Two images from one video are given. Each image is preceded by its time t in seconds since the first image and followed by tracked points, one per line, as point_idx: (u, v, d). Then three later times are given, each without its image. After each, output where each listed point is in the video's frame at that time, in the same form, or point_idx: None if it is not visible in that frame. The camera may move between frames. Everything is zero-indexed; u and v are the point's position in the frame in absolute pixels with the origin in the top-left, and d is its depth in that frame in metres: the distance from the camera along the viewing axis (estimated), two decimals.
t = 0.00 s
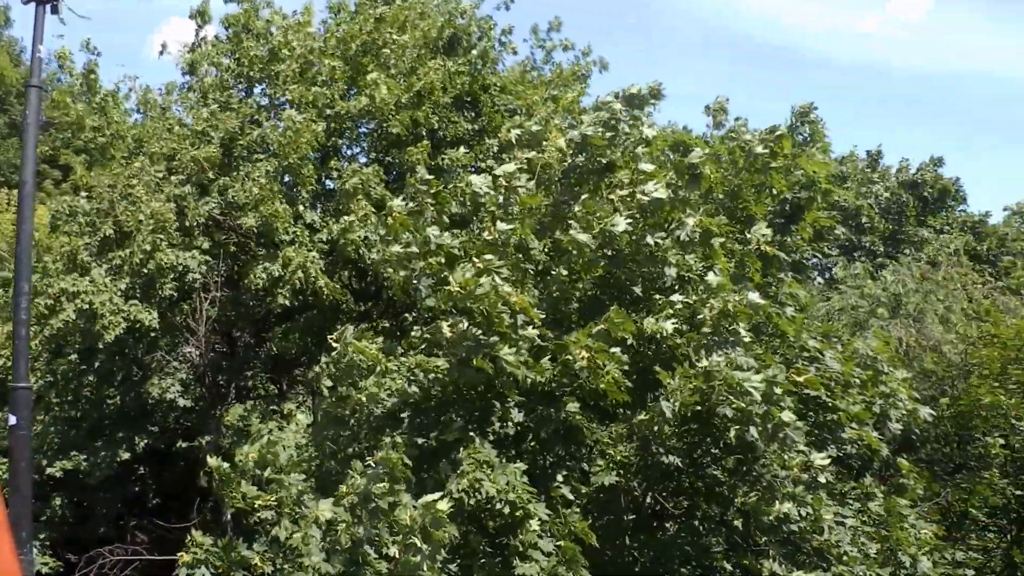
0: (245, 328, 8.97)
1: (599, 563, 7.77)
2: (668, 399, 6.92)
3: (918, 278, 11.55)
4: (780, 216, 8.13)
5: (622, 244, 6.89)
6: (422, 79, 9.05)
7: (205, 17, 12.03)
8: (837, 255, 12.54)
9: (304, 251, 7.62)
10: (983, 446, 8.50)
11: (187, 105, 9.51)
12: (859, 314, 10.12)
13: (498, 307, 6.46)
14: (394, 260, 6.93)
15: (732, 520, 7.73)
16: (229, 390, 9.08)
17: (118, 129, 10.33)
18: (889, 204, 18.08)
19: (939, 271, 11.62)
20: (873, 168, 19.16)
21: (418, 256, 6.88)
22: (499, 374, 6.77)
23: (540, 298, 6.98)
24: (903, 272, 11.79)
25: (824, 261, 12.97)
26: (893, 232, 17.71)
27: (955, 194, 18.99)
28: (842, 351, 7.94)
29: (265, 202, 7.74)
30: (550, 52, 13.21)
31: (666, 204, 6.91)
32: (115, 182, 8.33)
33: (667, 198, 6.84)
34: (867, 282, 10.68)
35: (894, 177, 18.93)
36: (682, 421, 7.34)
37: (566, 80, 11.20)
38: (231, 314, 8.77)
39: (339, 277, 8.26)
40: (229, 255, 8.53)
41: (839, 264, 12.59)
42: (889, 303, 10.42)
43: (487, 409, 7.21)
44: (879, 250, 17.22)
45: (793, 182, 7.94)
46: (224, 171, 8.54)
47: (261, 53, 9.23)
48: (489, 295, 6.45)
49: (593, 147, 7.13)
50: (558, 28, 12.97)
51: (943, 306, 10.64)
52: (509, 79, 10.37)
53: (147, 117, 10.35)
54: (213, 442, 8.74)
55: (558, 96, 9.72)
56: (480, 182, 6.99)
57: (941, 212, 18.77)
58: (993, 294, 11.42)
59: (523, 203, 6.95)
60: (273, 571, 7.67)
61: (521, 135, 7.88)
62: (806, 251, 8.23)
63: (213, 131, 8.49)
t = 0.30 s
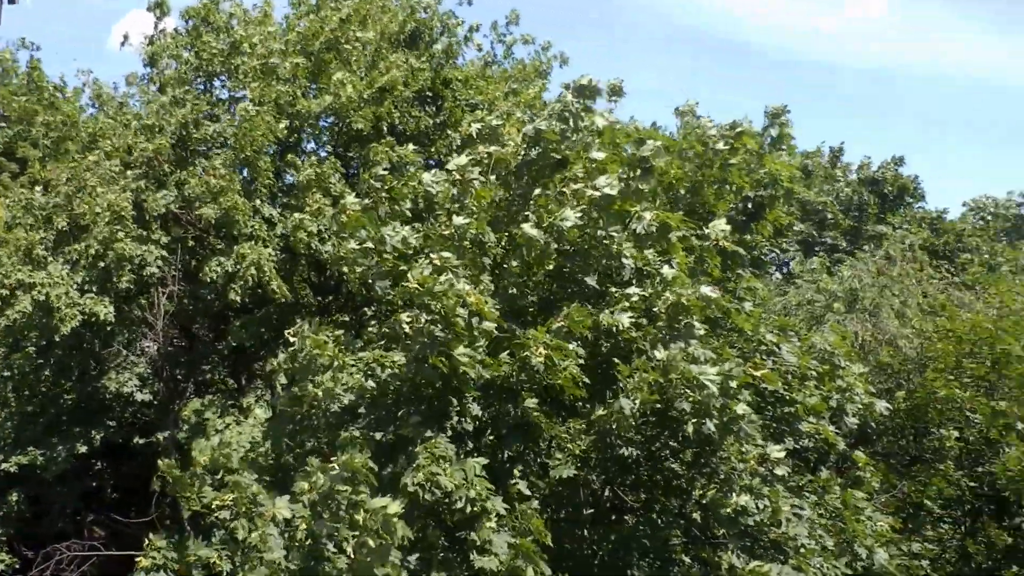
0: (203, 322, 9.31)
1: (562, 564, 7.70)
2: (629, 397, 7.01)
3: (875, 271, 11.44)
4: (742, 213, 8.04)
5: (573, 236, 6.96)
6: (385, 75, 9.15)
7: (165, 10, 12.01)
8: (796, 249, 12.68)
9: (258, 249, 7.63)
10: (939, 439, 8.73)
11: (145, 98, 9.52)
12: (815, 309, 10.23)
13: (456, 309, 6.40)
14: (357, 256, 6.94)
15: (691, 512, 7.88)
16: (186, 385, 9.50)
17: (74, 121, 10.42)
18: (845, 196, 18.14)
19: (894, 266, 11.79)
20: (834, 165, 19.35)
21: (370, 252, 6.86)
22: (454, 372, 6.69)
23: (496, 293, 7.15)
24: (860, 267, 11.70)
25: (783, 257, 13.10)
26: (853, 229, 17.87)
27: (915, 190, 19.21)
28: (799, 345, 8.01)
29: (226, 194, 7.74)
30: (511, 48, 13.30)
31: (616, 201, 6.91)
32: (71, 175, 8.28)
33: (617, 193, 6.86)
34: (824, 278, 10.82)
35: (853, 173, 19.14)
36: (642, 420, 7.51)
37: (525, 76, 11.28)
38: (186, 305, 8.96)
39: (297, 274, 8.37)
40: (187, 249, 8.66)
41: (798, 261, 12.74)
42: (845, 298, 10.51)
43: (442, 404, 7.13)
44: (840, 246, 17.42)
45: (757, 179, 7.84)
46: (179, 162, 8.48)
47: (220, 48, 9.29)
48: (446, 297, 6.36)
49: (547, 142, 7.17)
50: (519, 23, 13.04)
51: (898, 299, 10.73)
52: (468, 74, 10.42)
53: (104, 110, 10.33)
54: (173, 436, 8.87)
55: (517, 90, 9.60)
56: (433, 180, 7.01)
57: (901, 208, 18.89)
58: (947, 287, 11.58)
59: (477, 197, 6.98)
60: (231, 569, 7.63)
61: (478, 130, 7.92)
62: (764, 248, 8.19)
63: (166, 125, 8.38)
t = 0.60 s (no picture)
0: (162, 318, 9.43)
1: (521, 559, 7.81)
2: (585, 396, 7.03)
3: (832, 266, 11.10)
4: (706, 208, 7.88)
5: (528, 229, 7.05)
6: (348, 72, 9.29)
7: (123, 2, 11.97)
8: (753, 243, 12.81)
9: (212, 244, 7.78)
10: (895, 433, 8.59)
11: (103, 92, 9.54)
12: (772, 305, 10.34)
13: (409, 300, 6.56)
14: (316, 251, 7.11)
15: (650, 506, 7.95)
16: (145, 380, 9.57)
17: (27, 115, 10.46)
18: (804, 194, 18.72)
19: (847, 261, 11.95)
20: (795, 162, 19.55)
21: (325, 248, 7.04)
22: (411, 365, 6.85)
23: (452, 288, 7.23)
24: (815, 263, 11.48)
25: (743, 253, 13.23)
26: (812, 225, 18.52)
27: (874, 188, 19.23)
28: (757, 340, 8.04)
29: (182, 182, 7.81)
30: (471, 43, 13.35)
31: (571, 194, 7.13)
32: (26, 168, 8.22)
33: (571, 186, 7.08)
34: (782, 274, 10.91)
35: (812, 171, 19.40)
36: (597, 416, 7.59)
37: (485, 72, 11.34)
38: (145, 300, 9.09)
39: (255, 268, 8.51)
40: (146, 244, 8.68)
41: (756, 257, 12.89)
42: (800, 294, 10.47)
43: (400, 400, 7.25)
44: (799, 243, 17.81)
45: (723, 178, 7.68)
46: (136, 157, 8.60)
47: (179, 41, 9.36)
48: (400, 290, 6.46)
49: (498, 133, 7.32)
50: (479, 20, 13.12)
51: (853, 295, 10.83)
52: (430, 70, 10.48)
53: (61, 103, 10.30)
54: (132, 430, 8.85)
55: (473, 81, 9.43)
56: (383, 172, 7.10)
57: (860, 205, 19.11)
58: (900, 281, 11.73)
59: (434, 188, 7.13)
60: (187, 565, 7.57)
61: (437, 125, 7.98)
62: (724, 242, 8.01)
63: (126, 116, 8.54)
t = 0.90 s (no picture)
0: (120, 314, 9.43)
1: (486, 557, 7.85)
2: (537, 387, 7.12)
3: (787, 263, 11.30)
4: (666, 206, 7.92)
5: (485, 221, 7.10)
6: (307, 68, 9.45)
7: None
8: (711, 239, 12.88)
9: (170, 237, 7.94)
10: (858, 427, 8.92)
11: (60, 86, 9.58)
12: (728, 300, 10.43)
13: (363, 293, 6.74)
14: (277, 247, 7.24)
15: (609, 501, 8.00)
16: (104, 376, 9.64)
17: None
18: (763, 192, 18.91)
19: (802, 257, 12.07)
20: (756, 160, 19.77)
21: (284, 244, 7.18)
22: (365, 359, 7.02)
23: (410, 286, 7.22)
24: (772, 258, 11.75)
25: (701, 250, 13.27)
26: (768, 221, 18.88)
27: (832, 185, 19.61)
28: (716, 335, 8.07)
29: (133, 178, 8.08)
30: (428, 40, 13.36)
31: (528, 182, 7.22)
32: None
33: (530, 175, 7.21)
34: (739, 270, 10.97)
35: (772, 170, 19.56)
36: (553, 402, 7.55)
37: (443, 69, 11.37)
38: (103, 296, 9.08)
39: (213, 263, 8.61)
40: (103, 239, 8.77)
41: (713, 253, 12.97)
42: (756, 289, 10.52)
43: (357, 394, 7.36)
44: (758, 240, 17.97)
45: (684, 175, 7.74)
46: (94, 151, 8.69)
47: (136, 34, 9.51)
48: (354, 280, 6.65)
49: (451, 126, 7.40)
50: (440, 17, 13.23)
51: (809, 291, 10.83)
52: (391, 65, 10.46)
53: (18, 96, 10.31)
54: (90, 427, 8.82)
55: (431, 78, 9.54)
56: (335, 167, 7.20)
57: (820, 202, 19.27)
58: (854, 277, 11.87)
59: (387, 181, 7.33)
60: (146, 561, 7.52)
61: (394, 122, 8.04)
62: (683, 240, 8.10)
63: (83, 111, 8.61)
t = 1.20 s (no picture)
0: (79, 311, 9.47)
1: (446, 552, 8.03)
2: (494, 372, 7.15)
3: (745, 258, 11.35)
4: (624, 201, 7.90)
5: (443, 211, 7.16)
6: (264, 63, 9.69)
7: None
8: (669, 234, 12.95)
9: (126, 233, 8.12)
10: (819, 423, 9.04)
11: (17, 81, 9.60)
12: (687, 295, 10.31)
13: (323, 285, 6.76)
14: (236, 244, 7.27)
15: (569, 497, 8.05)
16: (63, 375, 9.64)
17: None
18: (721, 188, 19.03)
19: (759, 250, 12.15)
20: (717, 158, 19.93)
21: (243, 239, 7.19)
22: (323, 353, 7.13)
23: (368, 281, 7.28)
24: (729, 253, 11.54)
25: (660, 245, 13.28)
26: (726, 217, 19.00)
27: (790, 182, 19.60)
28: (674, 330, 8.12)
29: (90, 175, 8.23)
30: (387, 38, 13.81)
31: (488, 176, 7.26)
32: None
33: (490, 168, 7.25)
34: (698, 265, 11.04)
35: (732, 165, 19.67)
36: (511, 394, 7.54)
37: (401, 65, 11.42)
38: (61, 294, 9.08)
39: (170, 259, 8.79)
40: (61, 237, 8.75)
41: (671, 248, 12.99)
42: (713, 284, 10.51)
43: (312, 387, 7.47)
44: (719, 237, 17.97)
45: (639, 169, 7.74)
46: (52, 147, 8.73)
47: (93, 29, 9.56)
48: (317, 272, 6.73)
49: (411, 122, 7.45)
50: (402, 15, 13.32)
51: (766, 286, 10.82)
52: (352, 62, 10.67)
53: None
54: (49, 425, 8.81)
55: (388, 74, 9.63)
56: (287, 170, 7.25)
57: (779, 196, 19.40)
58: (812, 272, 11.99)
59: (341, 176, 7.38)
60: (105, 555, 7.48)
61: (353, 118, 8.10)
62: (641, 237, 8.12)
63: (40, 108, 8.64)
